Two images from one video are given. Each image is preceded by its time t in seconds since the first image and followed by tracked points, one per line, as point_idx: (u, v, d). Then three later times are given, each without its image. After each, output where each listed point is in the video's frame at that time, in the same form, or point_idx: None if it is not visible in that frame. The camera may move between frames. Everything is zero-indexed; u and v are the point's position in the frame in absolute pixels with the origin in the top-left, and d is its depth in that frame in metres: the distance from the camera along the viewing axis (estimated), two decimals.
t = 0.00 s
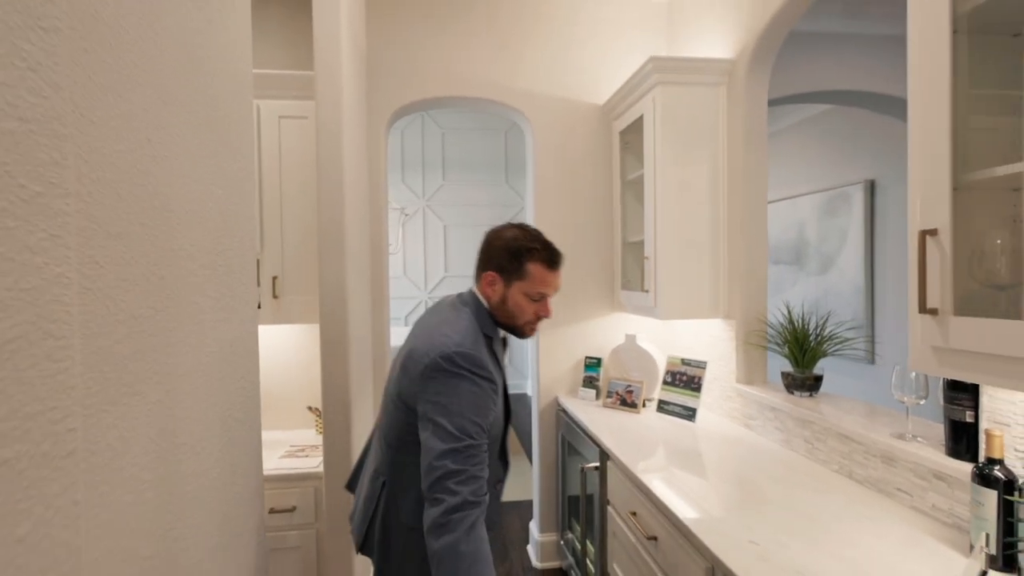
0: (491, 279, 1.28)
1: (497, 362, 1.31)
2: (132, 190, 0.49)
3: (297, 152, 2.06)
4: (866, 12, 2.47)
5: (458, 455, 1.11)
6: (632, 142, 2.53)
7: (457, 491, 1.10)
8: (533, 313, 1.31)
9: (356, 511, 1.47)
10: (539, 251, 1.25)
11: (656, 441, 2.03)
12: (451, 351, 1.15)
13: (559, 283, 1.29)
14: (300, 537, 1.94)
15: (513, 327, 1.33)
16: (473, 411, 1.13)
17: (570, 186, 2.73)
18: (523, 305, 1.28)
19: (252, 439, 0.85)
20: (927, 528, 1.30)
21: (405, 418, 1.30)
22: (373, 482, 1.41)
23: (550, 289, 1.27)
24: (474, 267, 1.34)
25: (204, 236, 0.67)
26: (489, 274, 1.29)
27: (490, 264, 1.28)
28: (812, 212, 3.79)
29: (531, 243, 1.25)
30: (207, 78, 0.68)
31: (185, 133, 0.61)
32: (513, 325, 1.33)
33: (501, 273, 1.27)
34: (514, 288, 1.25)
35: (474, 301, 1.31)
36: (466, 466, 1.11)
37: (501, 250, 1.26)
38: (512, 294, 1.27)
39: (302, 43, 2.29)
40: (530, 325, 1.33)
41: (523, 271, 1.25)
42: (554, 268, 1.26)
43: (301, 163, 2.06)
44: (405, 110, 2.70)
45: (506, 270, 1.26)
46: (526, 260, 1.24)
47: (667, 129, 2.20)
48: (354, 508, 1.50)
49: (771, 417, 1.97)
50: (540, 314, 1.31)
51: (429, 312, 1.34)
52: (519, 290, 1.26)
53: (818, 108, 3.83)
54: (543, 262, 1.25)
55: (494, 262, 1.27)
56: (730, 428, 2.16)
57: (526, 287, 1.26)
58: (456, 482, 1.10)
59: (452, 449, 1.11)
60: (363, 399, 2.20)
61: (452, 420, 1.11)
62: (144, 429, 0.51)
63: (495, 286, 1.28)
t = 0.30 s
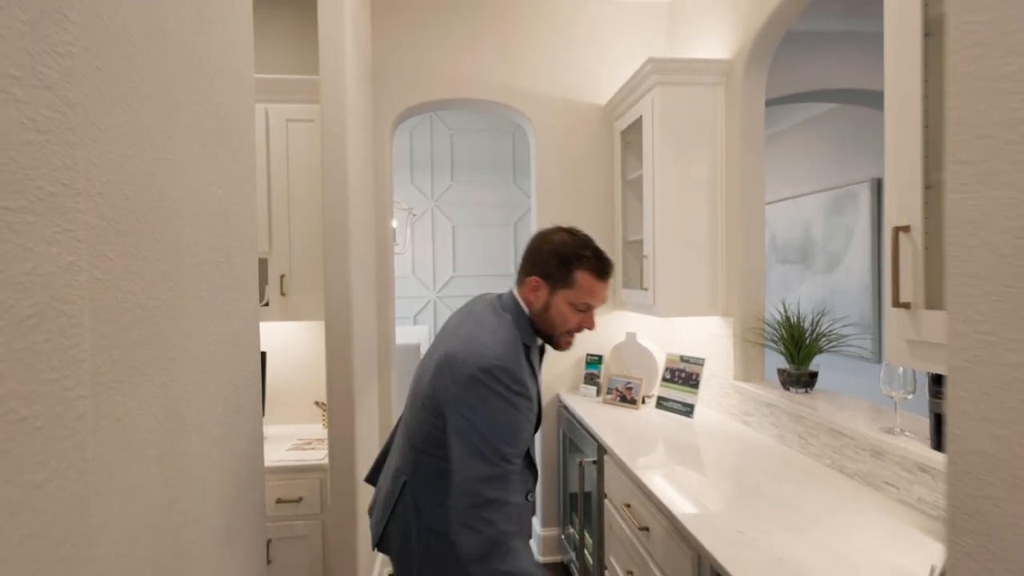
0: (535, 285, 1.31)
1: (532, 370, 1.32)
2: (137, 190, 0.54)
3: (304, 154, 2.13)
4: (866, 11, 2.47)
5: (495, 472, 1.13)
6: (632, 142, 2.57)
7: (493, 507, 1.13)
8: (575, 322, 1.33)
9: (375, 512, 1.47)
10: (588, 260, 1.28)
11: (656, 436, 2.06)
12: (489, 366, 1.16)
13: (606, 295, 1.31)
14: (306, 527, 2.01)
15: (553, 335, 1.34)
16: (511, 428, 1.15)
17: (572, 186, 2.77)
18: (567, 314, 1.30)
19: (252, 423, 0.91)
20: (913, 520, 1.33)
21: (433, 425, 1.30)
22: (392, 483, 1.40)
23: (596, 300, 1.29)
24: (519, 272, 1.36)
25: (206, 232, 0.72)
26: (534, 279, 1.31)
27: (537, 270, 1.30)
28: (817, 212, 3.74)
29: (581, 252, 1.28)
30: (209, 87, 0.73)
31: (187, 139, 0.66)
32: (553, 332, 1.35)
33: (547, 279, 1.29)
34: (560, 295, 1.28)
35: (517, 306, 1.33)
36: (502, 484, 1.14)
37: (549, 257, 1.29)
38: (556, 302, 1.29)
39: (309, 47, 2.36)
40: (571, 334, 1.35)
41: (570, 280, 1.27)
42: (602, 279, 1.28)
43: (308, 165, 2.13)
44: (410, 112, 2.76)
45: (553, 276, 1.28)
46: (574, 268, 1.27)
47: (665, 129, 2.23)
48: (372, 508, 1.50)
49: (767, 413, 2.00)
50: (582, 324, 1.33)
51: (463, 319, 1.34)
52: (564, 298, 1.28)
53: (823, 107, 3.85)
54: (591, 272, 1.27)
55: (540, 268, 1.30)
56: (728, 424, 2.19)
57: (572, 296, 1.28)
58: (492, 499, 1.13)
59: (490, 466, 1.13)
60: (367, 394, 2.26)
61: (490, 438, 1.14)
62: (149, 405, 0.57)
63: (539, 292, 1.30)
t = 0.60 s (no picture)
0: (566, 315, 1.19)
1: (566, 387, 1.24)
2: (142, 190, 0.60)
3: (309, 156, 2.19)
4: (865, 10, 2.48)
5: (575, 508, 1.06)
6: (632, 142, 2.59)
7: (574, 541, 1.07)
8: (605, 356, 1.22)
9: (381, 534, 1.34)
10: (626, 296, 1.15)
11: (654, 432, 2.09)
12: (553, 396, 1.07)
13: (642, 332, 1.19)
14: (311, 518, 2.07)
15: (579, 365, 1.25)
16: (577, 458, 1.08)
17: (573, 186, 2.81)
18: (598, 348, 1.20)
19: (253, 410, 0.96)
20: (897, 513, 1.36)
21: (470, 453, 1.18)
22: (404, 505, 1.28)
23: (629, 338, 1.18)
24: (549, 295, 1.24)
25: (207, 230, 0.77)
26: (564, 308, 1.19)
27: (568, 301, 1.18)
28: (823, 211, 3.72)
29: (619, 286, 1.15)
30: (207, 95, 0.78)
31: (187, 143, 0.71)
32: (581, 362, 1.25)
33: (579, 312, 1.17)
34: (592, 330, 1.17)
35: (544, 332, 1.23)
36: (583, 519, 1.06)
37: (583, 290, 1.16)
38: (588, 336, 1.18)
39: (315, 53, 2.42)
40: (598, 367, 1.25)
41: (604, 316, 1.15)
42: (639, 316, 1.16)
43: (313, 167, 2.19)
44: (414, 114, 2.81)
45: (586, 310, 1.16)
46: (609, 304, 1.14)
47: (663, 128, 2.26)
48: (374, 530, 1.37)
49: (762, 409, 2.02)
50: (612, 358, 1.23)
51: (483, 332, 1.20)
52: (596, 333, 1.18)
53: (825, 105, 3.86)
54: (628, 309, 1.15)
55: (572, 298, 1.17)
56: (724, 420, 2.22)
57: (604, 332, 1.17)
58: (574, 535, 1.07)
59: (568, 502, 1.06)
60: (371, 390, 2.31)
61: (565, 473, 1.06)
62: (154, 387, 0.62)
63: (569, 323, 1.19)
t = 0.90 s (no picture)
0: (569, 321, 1.22)
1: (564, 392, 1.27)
2: (148, 194, 0.64)
3: (311, 159, 2.23)
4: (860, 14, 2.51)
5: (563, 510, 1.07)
6: (629, 144, 2.63)
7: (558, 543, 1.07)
8: (603, 361, 1.27)
9: (379, 526, 1.38)
10: (628, 307, 1.18)
11: (650, 429, 2.12)
12: (552, 401, 1.10)
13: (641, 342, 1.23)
14: (313, 513, 2.11)
15: (577, 368, 1.30)
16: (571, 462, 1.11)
17: (572, 187, 2.84)
18: (596, 353, 1.24)
19: (254, 405, 1.00)
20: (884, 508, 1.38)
21: (469, 449, 1.22)
22: (402, 496, 1.33)
23: (628, 347, 1.22)
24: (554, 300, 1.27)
25: (208, 233, 0.81)
26: (568, 314, 1.23)
27: (572, 308, 1.21)
28: (823, 210, 3.69)
29: (622, 297, 1.18)
30: (208, 105, 0.82)
31: (189, 151, 0.75)
32: (580, 364, 1.29)
33: (582, 319, 1.21)
34: (592, 338, 1.21)
35: (547, 335, 1.26)
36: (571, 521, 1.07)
37: (587, 300, 1.19)
38: (588, 343, 1.22)
39: (318, 58, 2.47)
40: (597, 370, 1.29)
41: (605, 324, 1.19)
42: (639, 327, 1.20)
43: (314, 169, 2.23)
44: (414, 117, 2.86)
45: (588, 317, 1.20)
46: (611, 314, 1.18)
47: (659, 130, 2.29)
48: (373, 520, 1.40)
49: (756, 408, 2.05)
50: (610, 364, 1.27)
51: (488, 333, 1.23)
52: (596, 340, 1.22)
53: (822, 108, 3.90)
54: (629, 320, 1.18)
55: (577, 305, 1.21)
56: (719, 418, 2.24)
57: (604, 339, 1.21)
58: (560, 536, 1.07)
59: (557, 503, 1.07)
60: (371, 388, 2.35)
61: (557, 475, 1.08)
62: (159, 381, 0.66)
63: (571, 328, 1.23)
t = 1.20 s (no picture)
0: (562, 308, 1.25)
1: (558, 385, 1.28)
2: (157, 198, 0.66)
3: (314, 160, 2.26)
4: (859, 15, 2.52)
5: (529, 497, 1.10)
6: (629, 144, 2.64)
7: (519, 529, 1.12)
8: (598, 348, 1.28)
9: (376, 510, 1.42)
10: (617, 292, 1.20)
11: (650, 428, 2.14)
12: (535, 388, 1.10)
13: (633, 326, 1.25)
14: (317, 510, 2.13)
15: (573, 357, 1.31)
16: (548, 450, 1.12)
17: (573, 188, 2.86)
18: (591, 340, 1.25)
19: (259, 403, 1.02)
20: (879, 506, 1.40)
21: (459, 435, 1.24)
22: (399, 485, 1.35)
23: (621, 332, 1.23)
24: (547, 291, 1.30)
25: (213, 235, 0.84)
26: (561, 302, 1.25)
27: (565, 296, 1.24)
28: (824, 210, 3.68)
29: (612, 282, 1.21)
30: (213, 112, 0.84)
31: (194, 155, 0.77)
32: (575, 354, 1.30)
33: (574, 306, 1.23)
34: (585, 324, 1.23)
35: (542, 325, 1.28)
36: (532, 508, 1.11)
37: (578, 286, 1.22)
38: (582, 329, 1.24)
39: (321, 60, 2.50)
40: (591, 359, 1.30)
41: (597, 309, 1.21)
42: (630, 312, 1.22)
43: (317, 171, 2.26)
44: (416, 118, 2.88)
45: (580, 303, 1.22)
46: (602, 299, 1.20)
47: (658, 131, 2.31)
48: (372, 505, 1.44)
49: (755, 407, 2.06)
50: (604, 351, 1.28)
51: (486, 326, 1.25)
52: (589, 326, 1.23)
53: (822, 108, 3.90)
54: (620, 304, 1.21)
55: (569, 292, 1.23)
56: (719, 417, 2.26)
57: (596, 325, 1.23)
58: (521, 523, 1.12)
59: (523, 490, 1.10)
60: (374, 387, 2.37)
61: (529, 461, 1.10)
62: (168, 378, 0.69)
63: (565, 315, 1.25)
